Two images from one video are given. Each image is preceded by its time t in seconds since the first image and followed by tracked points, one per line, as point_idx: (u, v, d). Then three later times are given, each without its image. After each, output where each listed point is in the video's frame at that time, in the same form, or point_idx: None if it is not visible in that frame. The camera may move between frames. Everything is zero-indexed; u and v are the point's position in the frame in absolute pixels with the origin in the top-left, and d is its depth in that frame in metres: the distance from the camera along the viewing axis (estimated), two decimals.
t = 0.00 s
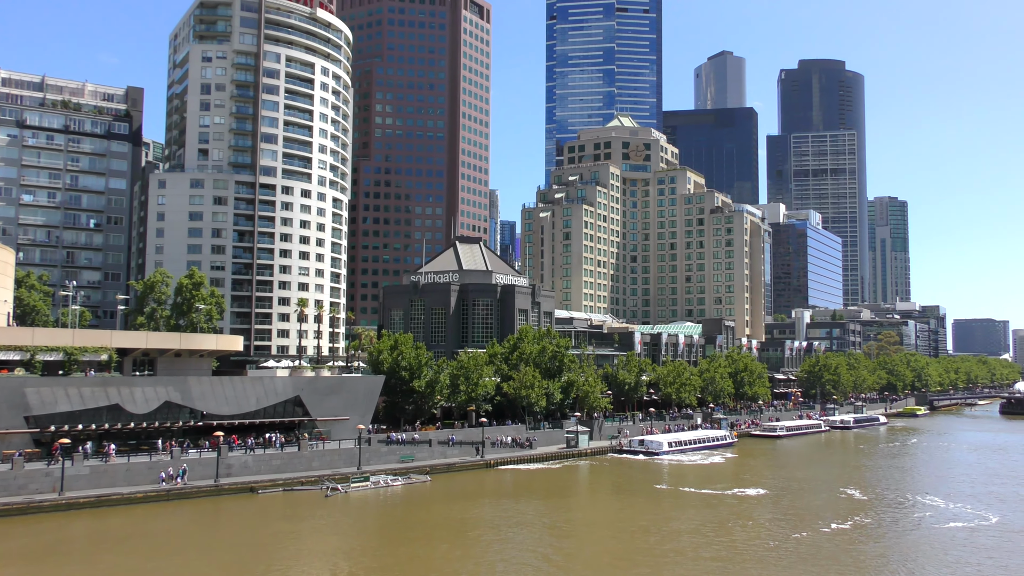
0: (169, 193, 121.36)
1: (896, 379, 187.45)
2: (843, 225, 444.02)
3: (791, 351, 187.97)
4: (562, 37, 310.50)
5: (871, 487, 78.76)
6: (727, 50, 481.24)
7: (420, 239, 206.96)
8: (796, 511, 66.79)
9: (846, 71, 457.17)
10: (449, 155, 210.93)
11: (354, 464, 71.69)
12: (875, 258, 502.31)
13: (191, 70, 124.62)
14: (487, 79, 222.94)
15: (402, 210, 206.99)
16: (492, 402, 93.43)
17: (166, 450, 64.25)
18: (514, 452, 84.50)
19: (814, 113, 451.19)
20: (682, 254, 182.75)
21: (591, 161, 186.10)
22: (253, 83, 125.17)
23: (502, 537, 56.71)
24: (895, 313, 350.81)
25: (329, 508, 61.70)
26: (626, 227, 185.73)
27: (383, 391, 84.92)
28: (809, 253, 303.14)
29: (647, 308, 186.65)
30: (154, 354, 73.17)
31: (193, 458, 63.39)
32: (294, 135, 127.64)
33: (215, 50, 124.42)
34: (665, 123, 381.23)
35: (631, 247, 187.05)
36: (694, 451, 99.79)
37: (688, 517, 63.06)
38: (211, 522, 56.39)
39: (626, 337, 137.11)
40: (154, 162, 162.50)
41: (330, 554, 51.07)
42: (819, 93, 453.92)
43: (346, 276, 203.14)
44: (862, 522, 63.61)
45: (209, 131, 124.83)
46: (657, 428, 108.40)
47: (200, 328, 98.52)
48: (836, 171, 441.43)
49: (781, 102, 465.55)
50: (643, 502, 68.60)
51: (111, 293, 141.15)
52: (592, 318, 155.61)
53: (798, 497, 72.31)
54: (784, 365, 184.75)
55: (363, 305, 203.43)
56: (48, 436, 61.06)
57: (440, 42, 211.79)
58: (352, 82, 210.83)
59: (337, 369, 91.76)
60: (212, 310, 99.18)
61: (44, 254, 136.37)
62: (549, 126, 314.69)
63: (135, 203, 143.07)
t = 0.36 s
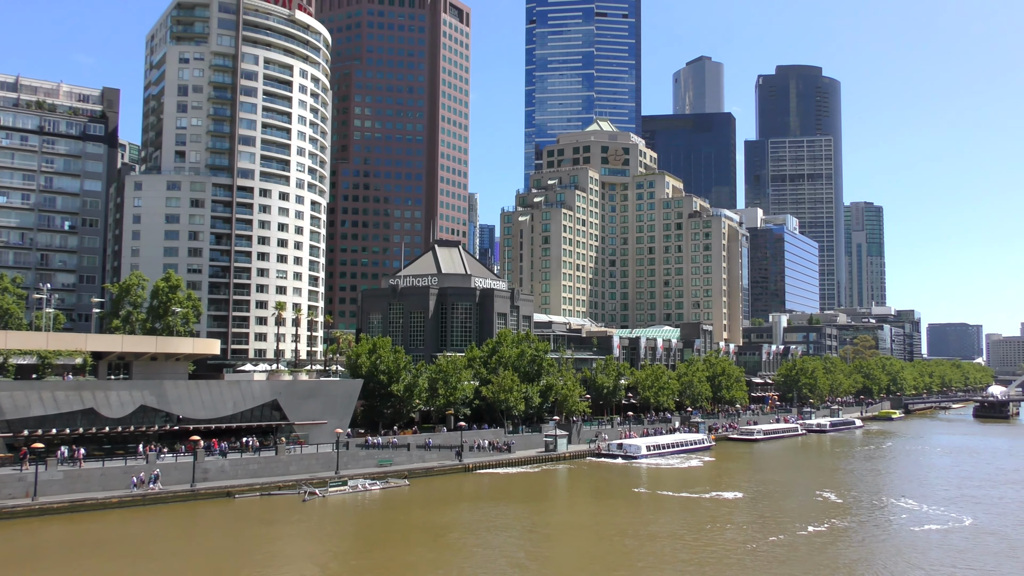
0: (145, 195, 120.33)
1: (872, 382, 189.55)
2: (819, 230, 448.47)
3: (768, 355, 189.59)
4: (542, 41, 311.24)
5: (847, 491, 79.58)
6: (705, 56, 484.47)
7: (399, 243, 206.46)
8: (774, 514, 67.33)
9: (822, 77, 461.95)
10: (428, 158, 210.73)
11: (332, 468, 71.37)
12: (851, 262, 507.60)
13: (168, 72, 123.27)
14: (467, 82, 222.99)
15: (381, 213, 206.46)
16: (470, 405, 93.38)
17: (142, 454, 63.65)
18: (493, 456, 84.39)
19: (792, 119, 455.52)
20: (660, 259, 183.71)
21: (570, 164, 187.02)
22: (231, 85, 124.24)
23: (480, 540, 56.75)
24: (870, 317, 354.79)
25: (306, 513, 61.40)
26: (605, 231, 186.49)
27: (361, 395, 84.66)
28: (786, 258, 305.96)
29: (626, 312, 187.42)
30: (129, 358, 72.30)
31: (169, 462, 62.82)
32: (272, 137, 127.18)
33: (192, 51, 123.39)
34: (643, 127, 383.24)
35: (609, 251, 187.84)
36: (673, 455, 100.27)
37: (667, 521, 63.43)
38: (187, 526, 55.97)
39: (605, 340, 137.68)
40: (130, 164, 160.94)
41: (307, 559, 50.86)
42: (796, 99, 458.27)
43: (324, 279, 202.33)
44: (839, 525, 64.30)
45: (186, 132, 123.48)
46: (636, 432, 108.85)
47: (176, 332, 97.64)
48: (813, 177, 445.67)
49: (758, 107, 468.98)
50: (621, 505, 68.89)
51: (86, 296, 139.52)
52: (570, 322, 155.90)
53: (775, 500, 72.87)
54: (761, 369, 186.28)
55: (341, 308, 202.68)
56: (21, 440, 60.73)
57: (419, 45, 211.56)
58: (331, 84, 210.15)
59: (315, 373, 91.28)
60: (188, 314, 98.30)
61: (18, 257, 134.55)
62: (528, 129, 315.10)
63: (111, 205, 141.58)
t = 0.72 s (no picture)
0: (122, 197, 119.23)
1: (848, 386, 191.59)
2: (796, 235, 452.70)
3: (746, 359, 191.10)
4: (521, 45, 311.84)
5: (823, 494, 80.39)
6: (684, 61, 487.76)
7: (378, 246, 205.87)
8: (751, 517, 67.90)
9: (799, 83, 466.72)
10: (408, 162, 210.49)
11: (310, 472, 70.94)
12: (828, 267, 512.65)
13: (145, 73, 121.95)
14: (446, 85, 222.95)
15: (360, 216, 205.86)
16: (449, 409, 93.48)
17: (118, 459, 63.06)
18: (471, 460, 84.43)
19: (769, 125, 459.73)
20: (639, 263, 184.66)
21: (549, 168, 187.69)
22: (209, 87, 123.42)
23: (460, 544, 56.83)
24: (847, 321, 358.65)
25: (284, 517, 61.13)
26: (584, 235, 187.16)
27: (339, 399, 84.36)
28: (763, 262, 308.61)
29: (604, 315, 188.10)
30: (104, 361, 71.51)
31: (145, 467, 62.26)
32: (250, 139, 126.38)
33: (170, 52, 122.41)
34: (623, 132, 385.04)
35: (588, 255, 188.54)
36: (651, 459, 100.85)
37: (645, 524, 63.84)
38: (162, 531, 55.46)
39: (583, 344, 138.25)
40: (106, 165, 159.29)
41: (287, 563, 50.68)
42: (774, 105, 462.72)
43: (303, 282, 201.44)
44: (815, 528, 65.00)
45: (163, 134, 122.33)
46: (614, 435, 109.30)
47: (153, 335, 96.79)
48: (790, 182, 449.83)
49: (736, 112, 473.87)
50: (599, 509, 69.19)
51: (60, 298, 137.48)
52: (549, 325, 156.16)
53: (753, 504, 73.39)
54: (739, 372, 187.71)
55: (319, 311, 201.76)
56: None
57: (399, 49, 211.34)
58: (310, 87, 209.54)
59: (293, 377, 90.81)
60: (165, 316, 97.51)
61: None
62: (508, 133, 315.25)
63: (86, 207, 140.05)
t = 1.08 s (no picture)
0: (97, 199, 118.12)
1: (825, 390, 193.35)
2: (774, 239, 456.64)
3: (724, 363, 192.37)
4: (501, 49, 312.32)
5: (799, 497, 81.13)
6: (663, 67, 490.68)
7: (357, 249, 205.12)
8: (728, 521, 68.44)
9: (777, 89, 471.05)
10: (387, 164, 210.04)
11: (287, 476, 70.64)
12: (805, 272, 517.37)
13: (122, 74, 121.21)
14: (426, 88, 222.74)
15: (338, 219, 205.04)
16: (428, 413, 93.37)
17: (92, 462, 62.53)
18: (450, 464, 84.50)
19: (747, 130, 463.68)
20: (618, 267, 185.47)
21: (528, 172, 188.15)
22: (187, 88, 122.59)
23: (438, 548, 56.80)
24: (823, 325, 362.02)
25: (262, 521, 60.81)
26: (563, 239, 187.72)
27: (317, 402, 83.98)
28: (741, 266, 310.89)
29: (583, 319, 188.52)
30: (79, 364, 70.76)
31: (119, 471, 61.68)
32: (228, 141, 125.48)
33: (147, 53, 121.52)
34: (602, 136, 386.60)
35: (567, 259, 189.08)
36: (629, 462, 101.17)
37: (622, 527, 64.16)
38: (136, 536, 54.94)
39: (562, 348, 138.52)
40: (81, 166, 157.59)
41: (263, 568, 50.43)
42: (751, 110, 466.83)
43: (280, 285, 200.30)
44: (792, 531, 65.61)
45: (139, 135, 121.32)
46: (593, 439, 109.60)
47: (128, 338, 95.88)
48: (768, 187, 453.51)
49: (715, 117, 477.79)
50: (577, 512, 69.45)
51: (34, 301, 135.33)
52: (528, 329, 156.38)
53: (729, 507, 74.02)
54: (717, 376, 188.92)
55: (297, 315, 200.62)
56: None
57: (378, 51, 210.96)
58: (288, 88, 208.80)
59: (270, 380, 90.24)
60: (141, 319, 96.66)
61: None
62: (487, 137, 315.20)
63: (61, 208, 138.45)
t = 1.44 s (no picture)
0: (73, 200, 117.01)
1: (802, 394, 195.29)
2: (752, 244, 460.43)
3: (702, 366, 193.77)
4: (481, 53, 312.71)
5: (776, 500, 81.92)
6: (642, 71, 493.35)
7: (336, 252, 204.43)
8: (706, 524, 69.03)
9: (755, 94, 475.07)
10: (366, 167, 209.54)
11: (264, 481, 70.36)
12: (782, 276, 521.90)
13: (99, 75, 120.18)
14: (405, 91, 222.35)
15: (317, 222, 204.25)
16: (406, 417, 93.33)
17: (67, 466, 61.99)
18: (429, 468, 84.51)
19: (725, 135, 467.26)
20: (597, 271, 186.23)
21: (508, 176, 188.94)
22: (164, 90, 121.75)
23: (416, 551, 56.89)
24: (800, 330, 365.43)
25: (239, 525, 60.59)
26: (542, 243, 188.25)
27: (295, 406, 83.66)
28: (719, 271, 313.23)
29: (562, 323, 189.09)
30: (53, 366, 70.00)
31: (94, 475, 61.24)
32: (206, 143, 124.69)
33: (124, 54, 120.64)
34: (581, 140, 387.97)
35: (547, 263, 189.58)
36: (608, 466, 101.63)
37: (601, 531, 64.55)
38: (112, 541, 54.53)
39: (541, 351, 138.95)
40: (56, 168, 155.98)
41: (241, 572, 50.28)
42: (730, 115, 470.58)
43: (258, 288, 199.16)
44: (770, 534, 66.32)
45: (116, 137, 120.30)
46: (572, 442, 110.04)
47: (104, 341, 94.97)
48: (746, 192, 457.23)
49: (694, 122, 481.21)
50: (555, 515, 69.76)
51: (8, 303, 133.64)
52: (507, 332, 156.67)
53: (707, 510, 74.67)
54: (695, 380, 190.32)
55: (275, 318, 199.67)
56: None
57: (358, 54, 210.41)
58: (267, 91, 207.93)
59: (248, 384, 89.71)
60: (117, 322, 95.84)
61: None
62: (467, 140, 315.15)
63: (36, 210, 136.88)
